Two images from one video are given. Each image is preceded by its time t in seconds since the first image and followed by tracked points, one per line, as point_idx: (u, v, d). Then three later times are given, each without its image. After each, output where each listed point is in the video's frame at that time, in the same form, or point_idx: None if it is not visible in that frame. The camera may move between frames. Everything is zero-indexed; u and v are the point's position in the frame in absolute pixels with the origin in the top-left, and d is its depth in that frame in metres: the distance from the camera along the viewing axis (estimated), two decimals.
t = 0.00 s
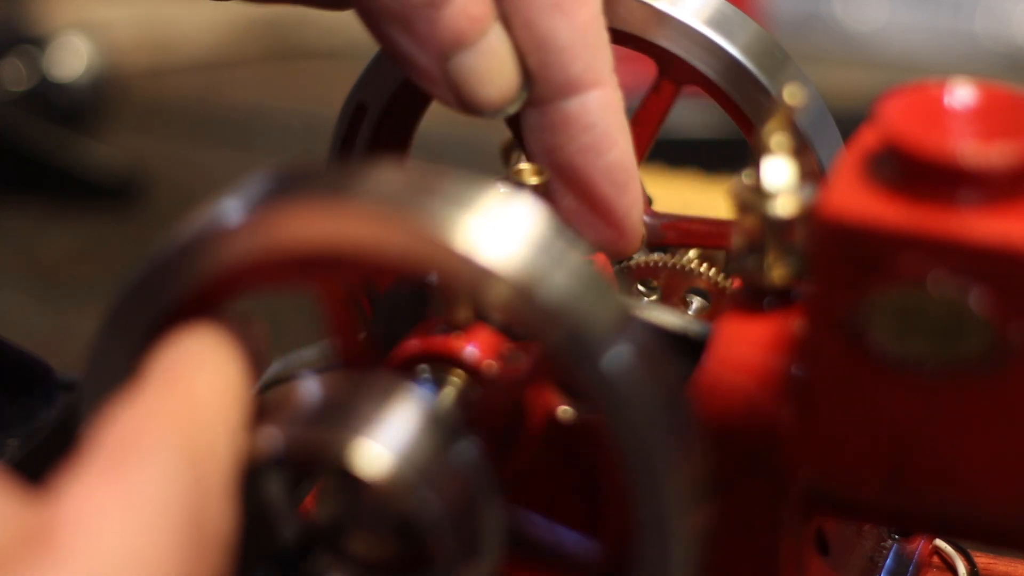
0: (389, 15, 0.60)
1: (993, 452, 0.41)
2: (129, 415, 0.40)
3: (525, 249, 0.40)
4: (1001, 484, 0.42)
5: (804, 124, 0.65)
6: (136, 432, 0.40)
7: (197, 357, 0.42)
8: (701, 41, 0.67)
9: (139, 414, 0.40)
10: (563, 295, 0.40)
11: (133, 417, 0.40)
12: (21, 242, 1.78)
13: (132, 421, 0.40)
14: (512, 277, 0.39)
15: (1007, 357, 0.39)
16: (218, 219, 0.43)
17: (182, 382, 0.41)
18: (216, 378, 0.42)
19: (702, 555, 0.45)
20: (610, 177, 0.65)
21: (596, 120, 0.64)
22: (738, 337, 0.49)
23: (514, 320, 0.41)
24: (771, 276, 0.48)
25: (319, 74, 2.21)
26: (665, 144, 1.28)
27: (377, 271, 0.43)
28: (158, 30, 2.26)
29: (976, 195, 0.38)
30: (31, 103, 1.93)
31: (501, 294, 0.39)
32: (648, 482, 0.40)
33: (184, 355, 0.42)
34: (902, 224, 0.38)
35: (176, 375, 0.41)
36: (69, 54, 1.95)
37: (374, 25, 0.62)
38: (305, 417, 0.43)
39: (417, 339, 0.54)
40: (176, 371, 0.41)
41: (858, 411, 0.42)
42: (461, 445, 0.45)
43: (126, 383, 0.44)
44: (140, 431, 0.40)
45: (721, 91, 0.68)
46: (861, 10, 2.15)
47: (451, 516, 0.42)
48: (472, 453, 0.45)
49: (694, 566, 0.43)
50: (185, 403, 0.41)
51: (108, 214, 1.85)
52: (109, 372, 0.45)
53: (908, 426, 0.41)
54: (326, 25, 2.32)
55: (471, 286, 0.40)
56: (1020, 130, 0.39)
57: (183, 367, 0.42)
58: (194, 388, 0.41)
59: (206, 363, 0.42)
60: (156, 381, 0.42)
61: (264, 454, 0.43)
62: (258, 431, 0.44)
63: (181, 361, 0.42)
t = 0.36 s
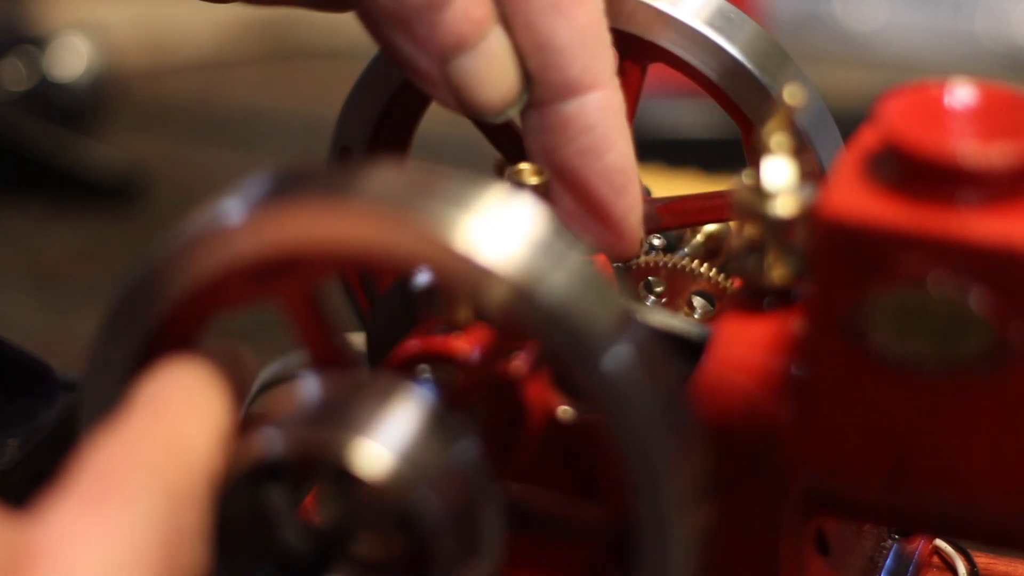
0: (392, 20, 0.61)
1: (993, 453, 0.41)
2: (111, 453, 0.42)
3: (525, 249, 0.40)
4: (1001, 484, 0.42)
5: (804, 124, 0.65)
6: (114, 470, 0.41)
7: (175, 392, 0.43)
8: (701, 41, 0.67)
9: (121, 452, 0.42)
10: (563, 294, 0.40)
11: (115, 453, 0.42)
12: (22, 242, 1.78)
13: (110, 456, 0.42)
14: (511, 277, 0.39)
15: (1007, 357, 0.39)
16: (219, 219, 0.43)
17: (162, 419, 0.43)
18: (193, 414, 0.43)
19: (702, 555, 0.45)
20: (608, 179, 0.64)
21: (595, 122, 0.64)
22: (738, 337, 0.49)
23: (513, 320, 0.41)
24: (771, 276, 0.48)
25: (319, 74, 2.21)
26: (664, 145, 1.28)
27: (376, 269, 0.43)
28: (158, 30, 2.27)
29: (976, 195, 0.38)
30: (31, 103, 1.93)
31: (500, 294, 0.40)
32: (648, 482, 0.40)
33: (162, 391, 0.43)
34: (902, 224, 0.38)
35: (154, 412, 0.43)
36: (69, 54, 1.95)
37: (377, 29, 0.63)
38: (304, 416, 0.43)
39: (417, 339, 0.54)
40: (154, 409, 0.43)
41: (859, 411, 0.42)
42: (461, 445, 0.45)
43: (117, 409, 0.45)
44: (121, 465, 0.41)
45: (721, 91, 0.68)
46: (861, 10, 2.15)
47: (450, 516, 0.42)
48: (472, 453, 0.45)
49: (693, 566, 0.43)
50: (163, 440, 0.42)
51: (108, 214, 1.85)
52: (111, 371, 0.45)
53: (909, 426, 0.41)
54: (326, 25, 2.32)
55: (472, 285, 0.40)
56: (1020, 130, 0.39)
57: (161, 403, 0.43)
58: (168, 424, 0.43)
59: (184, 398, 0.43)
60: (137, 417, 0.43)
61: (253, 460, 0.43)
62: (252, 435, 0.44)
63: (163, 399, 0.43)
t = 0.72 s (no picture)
0: (385, 14, 0.61)
1: (993, 453, 0.41)
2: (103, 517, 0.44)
3: (524, 249, 0.40)
4: (1001, 484, 0.42)
5: (803, 123, 0.65)
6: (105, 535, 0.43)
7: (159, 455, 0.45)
8: (700, 40, 0.67)
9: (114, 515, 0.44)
10: (563, 294, 0.40)
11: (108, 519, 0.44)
12: (21, 242, 1.78)
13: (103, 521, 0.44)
14: (511, 277, 0.39)
15: (1007, 357, 0.39)
16: (219, 220, 0.42)
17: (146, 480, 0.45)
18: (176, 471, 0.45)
19: (702, 555, 0.45)
20: (603, 171, 0.65)
21: (589, 114, 0.64)
22: (738, 337, 0.49)
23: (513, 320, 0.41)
24: (771, 276, 0.48)
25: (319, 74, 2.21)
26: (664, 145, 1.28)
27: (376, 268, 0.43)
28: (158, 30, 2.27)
29: (976, 195, 0.38)
30: (31, 103, 1.94)
31: (500, 294, 0.40)
32: (648, 481, 0.40)
33: (153, 454, 0.45)
34: (902, 224, 0.38)
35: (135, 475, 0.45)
36: (69, 54, 1.97)
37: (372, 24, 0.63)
38: (303, 416, 0.43)
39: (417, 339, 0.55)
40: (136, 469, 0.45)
41: (859, 411, 0.42)
42: (461, 446, 0.45)
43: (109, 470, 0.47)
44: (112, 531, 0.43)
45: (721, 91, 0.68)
46: (861, 10, 2.15)
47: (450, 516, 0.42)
48: (472, 453, 0.45)
49: (693, 566, 0.43)
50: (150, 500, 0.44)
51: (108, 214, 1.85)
52: (112, 373, 0.45)
53: (909, 427, 0.41)
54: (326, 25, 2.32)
55: (472, 286, 0.40)
56: (1019, 130, 0.39)
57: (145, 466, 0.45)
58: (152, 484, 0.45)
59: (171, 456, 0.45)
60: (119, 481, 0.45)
61: (253, 460, 0.43)
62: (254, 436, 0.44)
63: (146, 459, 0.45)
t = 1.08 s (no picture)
0: None
1: (993, 453, 0.41)
2: None
3: (525, 249, 0.40)
4: (1002, 484, 0.42)
5: (803, 123, 0.65)
6: None
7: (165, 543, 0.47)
8: (700, 40, 0.67)
9: None
10: (562, 294, 0.40)
11: None
12: (21, 242, 1.78)
13: None
14: (511, 277, 0.39)
15: (1007, 357, 0.39)
16: (218, 219, 0.42)
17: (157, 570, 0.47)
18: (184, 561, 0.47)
19: (702, 555, 0.45)
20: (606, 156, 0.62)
21: (590, 96, 0.59)
22: (738, 337, 0.49)
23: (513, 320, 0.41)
24: (771, 276, 0.48)
25: (319, 74, 2.21)
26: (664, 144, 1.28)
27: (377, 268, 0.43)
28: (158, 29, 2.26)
29: (976, 195, 0.38)
30: (30, 103, 1.93)
31: (501, 294, 0.40)
32: (649, 480, 0.40)
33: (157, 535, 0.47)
34: (902, 224, 0.38)
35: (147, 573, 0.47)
36: (69, 54, 1.97)
37: None
38: (303, 417, 0.43)
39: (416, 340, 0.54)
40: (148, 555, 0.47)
41: (859, 411, 0.42)
42: (461, 445, 0.45)
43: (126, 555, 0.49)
44: None
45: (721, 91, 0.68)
46: (861, 10, 2.15)
47: (451, 515, 0.42)
48: (472, 453, 0.45)
49: (694, 566, 0.43)
50: None
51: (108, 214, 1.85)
52: (112, 372, 0.45)
53: (909, 427, 0.41)
54: (325, 25, 2.32)
55: (472, 286, 0.40)
56: (1019, 130, 0.39)
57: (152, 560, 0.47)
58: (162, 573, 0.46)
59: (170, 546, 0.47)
60: None
61: (255, 458, 0.43)
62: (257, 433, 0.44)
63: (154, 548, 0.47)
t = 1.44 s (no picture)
0: (383, 16, 0.55)
1: (993, 453, 0.41)
2: None
3: (524, 249, 0.40)
4: (1002, 484, 0.42)
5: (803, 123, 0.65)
6: None
7: None
8: (700, 40, 0.67)
9: None
10: (563, 294, 0.40)
11: None
12: (21, 242, 1.78)
13: None
14: (511, 276, 0.39)
15: (1008, 357, 0.39)
16: (219, 218, 0.42)
17: None
18: None
19: (702, 555, 0.45)
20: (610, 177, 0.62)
21: (593, 120, 0.60)
22: (738, 337, 0.49)
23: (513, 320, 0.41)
24: (771, 276, 0.48)
25: (319, 74, 2.21)
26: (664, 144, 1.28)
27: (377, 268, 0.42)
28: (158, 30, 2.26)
29: (976, 195, 0.38)
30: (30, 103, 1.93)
31: (500, 293, 0.40)
32: (649, 480, 0.40)
33: None
34: (902, 224, 0.38)
35: None
36: (69, 55, 1.98)
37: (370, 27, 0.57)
38: (302, 416, 0.43)
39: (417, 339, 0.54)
40: None
41: (860, 410, 0.42)
42: (461, 445, 0.45)
43: None
44: None
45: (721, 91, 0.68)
46: (861, 10, 2.15)
47: (450, 515, 0.42)
48: (472, 452, 0.45)
49: (694, 566, 0.42)
50: None
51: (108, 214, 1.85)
52: (112, 372, 0.45)
53: (910, 427, 0.41)
54: (325, 26, 2.32)
55: (471, 285, 0.40)
56: (1019, 130, 0.39)
57: None
58: None
59: None
60: None
61: (253, 457, 0.43)
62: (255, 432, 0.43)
63: None
